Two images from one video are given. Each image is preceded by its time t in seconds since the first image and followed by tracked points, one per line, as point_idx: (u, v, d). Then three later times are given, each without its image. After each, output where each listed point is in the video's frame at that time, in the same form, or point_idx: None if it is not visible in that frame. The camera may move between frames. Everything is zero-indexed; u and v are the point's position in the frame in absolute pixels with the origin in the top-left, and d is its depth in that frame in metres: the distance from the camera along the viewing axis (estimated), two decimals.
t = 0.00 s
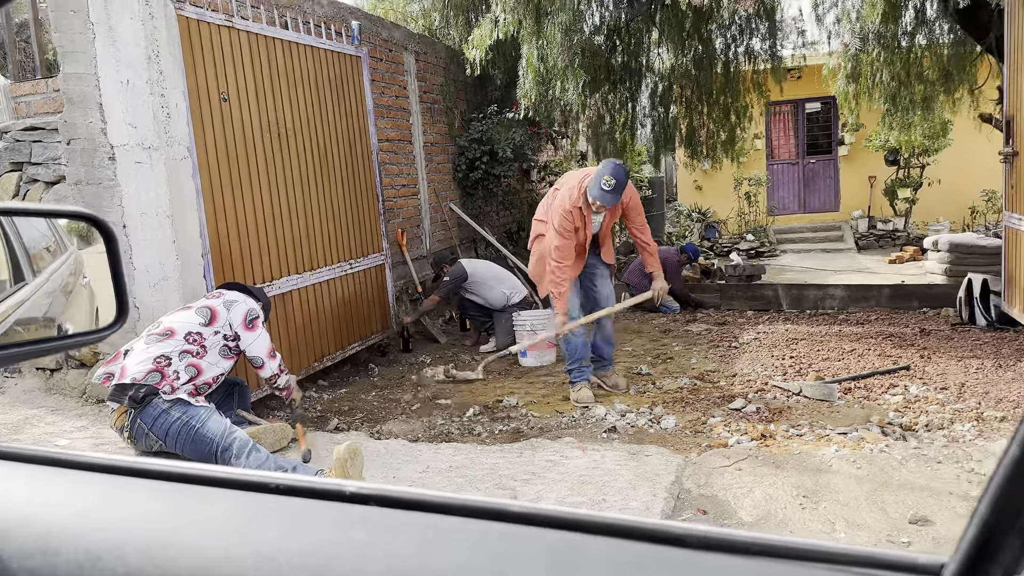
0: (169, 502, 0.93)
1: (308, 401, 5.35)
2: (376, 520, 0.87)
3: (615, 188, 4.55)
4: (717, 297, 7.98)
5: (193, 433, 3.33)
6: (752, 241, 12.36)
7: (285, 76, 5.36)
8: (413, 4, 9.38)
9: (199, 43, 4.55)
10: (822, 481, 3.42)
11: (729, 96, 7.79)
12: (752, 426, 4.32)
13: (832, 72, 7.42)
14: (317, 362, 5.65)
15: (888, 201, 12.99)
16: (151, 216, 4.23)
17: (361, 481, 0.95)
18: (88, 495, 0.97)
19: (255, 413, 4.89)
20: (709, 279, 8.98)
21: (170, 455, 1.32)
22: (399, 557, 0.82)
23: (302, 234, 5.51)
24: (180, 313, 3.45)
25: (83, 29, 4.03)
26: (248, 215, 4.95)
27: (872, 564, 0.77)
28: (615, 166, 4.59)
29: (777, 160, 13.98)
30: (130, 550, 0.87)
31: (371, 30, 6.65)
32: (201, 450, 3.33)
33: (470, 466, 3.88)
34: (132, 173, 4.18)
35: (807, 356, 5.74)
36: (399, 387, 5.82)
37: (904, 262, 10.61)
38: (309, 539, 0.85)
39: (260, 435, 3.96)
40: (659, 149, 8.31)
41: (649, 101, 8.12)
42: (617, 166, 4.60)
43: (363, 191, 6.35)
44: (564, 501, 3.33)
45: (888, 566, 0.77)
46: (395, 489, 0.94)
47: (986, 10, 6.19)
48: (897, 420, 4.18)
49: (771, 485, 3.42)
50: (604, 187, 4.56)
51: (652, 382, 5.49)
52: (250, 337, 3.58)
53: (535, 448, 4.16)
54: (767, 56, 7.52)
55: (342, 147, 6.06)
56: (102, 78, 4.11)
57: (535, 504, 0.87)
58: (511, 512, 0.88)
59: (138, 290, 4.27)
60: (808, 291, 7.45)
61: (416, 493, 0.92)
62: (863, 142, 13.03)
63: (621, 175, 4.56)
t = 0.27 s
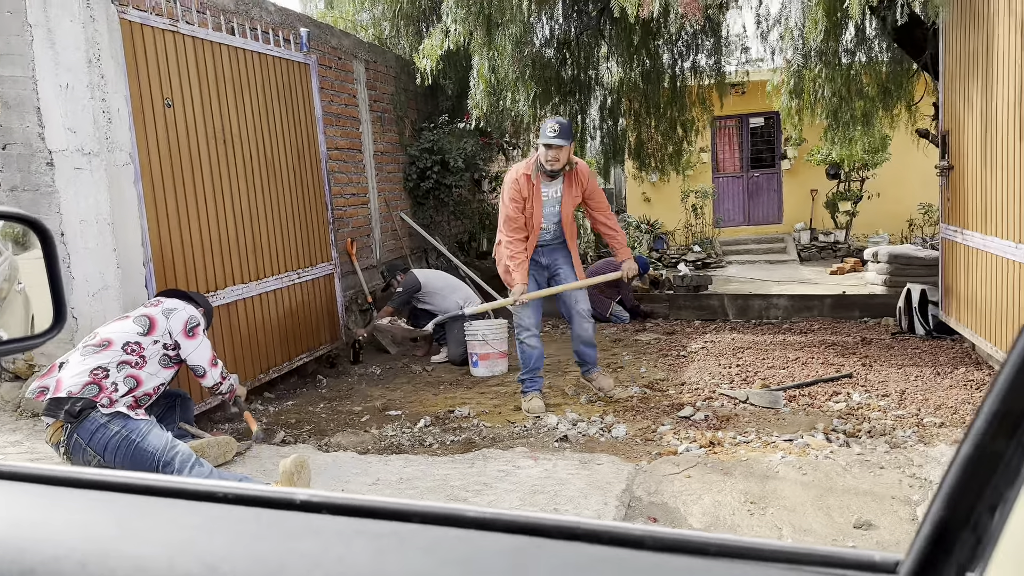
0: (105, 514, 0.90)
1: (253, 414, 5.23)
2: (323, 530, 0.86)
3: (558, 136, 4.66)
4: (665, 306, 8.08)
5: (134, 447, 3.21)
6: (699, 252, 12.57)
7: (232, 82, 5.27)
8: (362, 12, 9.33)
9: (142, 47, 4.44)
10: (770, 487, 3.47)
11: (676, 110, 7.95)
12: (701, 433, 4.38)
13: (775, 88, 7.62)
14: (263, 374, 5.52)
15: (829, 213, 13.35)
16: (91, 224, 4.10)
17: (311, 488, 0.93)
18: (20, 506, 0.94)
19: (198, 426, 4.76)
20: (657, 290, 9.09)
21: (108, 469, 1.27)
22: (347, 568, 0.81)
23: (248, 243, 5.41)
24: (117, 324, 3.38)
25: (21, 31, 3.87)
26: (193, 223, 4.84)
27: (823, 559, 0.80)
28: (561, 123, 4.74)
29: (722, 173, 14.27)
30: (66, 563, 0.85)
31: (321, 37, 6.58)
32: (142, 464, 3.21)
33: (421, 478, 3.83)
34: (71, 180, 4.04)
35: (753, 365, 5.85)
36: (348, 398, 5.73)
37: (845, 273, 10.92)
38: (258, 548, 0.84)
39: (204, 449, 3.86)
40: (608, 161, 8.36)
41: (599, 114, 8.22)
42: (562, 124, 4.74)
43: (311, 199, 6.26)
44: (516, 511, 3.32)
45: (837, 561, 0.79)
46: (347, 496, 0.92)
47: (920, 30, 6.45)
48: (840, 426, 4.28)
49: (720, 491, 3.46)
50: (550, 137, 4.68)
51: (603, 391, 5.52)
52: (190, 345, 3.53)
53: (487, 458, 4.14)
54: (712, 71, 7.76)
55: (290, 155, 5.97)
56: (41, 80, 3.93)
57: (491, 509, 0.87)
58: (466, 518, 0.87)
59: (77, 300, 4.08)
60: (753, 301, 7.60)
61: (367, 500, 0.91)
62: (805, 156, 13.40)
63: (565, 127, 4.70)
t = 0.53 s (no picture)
0: (45, 553, 0.91)
1: (198, 428, 5.09)
2: (263, 550, 0.90)
3: (527, 117, 4.75)
4: (617, 315, 8.14)
5: (73, 464, 3.10)
6: (649, 261, 12.71)
7: (177, 89, 5.16)
8: (312, 20, 9.24)
9: (83, 52, 4.32)
10: (719, 493, 3.52)
11: (625, 122, 8.07)
12: (651, 441, 4.42)
13: (721, 100, 7.79)
14: (208, 387, 5.38)
15: (775, 223, 13.64)
16: (28, 234, 3.91)
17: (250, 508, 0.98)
18: None
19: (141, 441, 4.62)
20: (609, 298, 9.16)
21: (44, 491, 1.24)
22: None
23: (193, 252, 5.29)
24: (59, 336, 3.25)
25: None
26: (136, 232, 4.72)
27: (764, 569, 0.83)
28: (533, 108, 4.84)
29: (672, 183, 14.48)
30: None
31: (269, 44, 6.50)
32: (82, 481, 3.11)
33: (372, 490, 3.78)
34: (7, 188, 3.82)
35: (702, 372, 5.93)
36: (297, 411, 5.63)
37: (791, 282, 11.17)
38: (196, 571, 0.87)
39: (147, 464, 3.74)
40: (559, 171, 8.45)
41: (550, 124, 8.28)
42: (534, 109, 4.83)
43: (258, 207, 6.16)
44: (468, 522, 3.30)
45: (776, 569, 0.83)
46: (282, 514, 0.97)
47: (861, 45, 6.65)
48: (786, 432, 4.36)
49: (670, 498, 3.50)
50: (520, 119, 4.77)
51: (555, 400, 5.53)
52: (135, 359, 3.43)
53: (439, 469, 4.12)
54: (660, 84, 7.89)
55: (237, 163, 5.87)
56: None
57: (437, 527, 0.91)
58: (412, 535, 0.91)
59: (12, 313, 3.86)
60: (702, 309, 7.71)
61: (303, 518, 0.96)
62: (751, 167, 13.69)
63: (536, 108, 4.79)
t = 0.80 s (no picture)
0: None
1: (153, 438, 4.98)
2: (209, 562, 0.92)
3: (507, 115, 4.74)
4: (579, 320, 8.17)
5: (22, 477, 3.02)
6: (611, 266, 12.78)
7: (130, 91, 5.04)
8: (270, 23, 9.13)
9: (32, 53, 4.20)
10: (679, 496, 3.54)
11: (586, 128, 8.11)
12: (613, 444, 4.43)
13: (681, 107, 7.87)
14: (164, 397, 5.27)
15: (734, 229, 13.82)
16: None
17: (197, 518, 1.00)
18: None
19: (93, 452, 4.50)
20: (571, 303, 9.19)
21: None
22: None
23: (147, 258, 5.17)
24: (4, 345, 3.14)
25: None
26: (89, 238, 4.61)
27: (702, 569, 0.87)
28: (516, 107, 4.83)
29: (633, 189, 14.59)
30: None
31: (225, 47, 6.39)
32: (33, 493, 3.02)
33: (331, 499, 3.73)
34: None
35: (663, 376, 5.98)
36: (255, 420, 5.54)
37: (749, 286, 11.33)
38: None
39: (99, 475, 3.64)
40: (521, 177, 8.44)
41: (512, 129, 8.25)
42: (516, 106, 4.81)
43: (215, 212, 6.05)
44: (429, 529, 3.28)
45: (715, 570, 0.87)
46: (229, 523, 0.99)
47: (816, 54, 6.79)
48: (745, 434, 4.41)
49: (631, 502, 3.51)
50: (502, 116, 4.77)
51: (518, 405, 5.53)
52: (84, 365, 3.33)
53: (401, 477, 4.08)
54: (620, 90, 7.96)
55: (192, 167, 5.76)
56: None
57: (387, 535, 0.94)
58: (363, 543, 0.94)
59: None
60: (663, 313, 7.78)
61: (250, 528, 0.98)
62: (710, 173, 13.85)
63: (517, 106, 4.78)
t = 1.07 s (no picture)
0: None
1: (127, 444, 4.92)
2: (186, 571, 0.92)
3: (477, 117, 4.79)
4: (557, 322, 8.19)
5: None
6: (589, 269, 12.83)
7: (102, 93, 4.98)
8: (245, 26, 9.07)
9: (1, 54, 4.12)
10: (656, 498, 3.56)
11: (563, 131, 8.16)
12: (591, 447, 4.45)
13: (656, 110, 7.93)
14: (138, 402, 5.21)
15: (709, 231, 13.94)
16: None
17: (174, 527, 1.00)
18: None
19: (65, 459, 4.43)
20: (548, 306, 9.21)
21: None
22: None
23: (120, 263, 5.11)
24: None
25: None
26: (61, 243, 4.54)
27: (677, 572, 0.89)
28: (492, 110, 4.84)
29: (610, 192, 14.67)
30: None
31: (200, 49, 6.34)
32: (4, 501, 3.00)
33: (309, 504, 3.71)
34: None
35: (640, 378, 6.01)
36: (231, 425, 5.49)
37: (725, 288, 11.43)
38: None
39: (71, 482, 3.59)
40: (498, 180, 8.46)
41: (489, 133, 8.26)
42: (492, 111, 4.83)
43: (189, 215, 5.99)
44: (407, 534, 3.27)
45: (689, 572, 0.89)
46: (207, 533, 0.99)
47: (789, 59, 6.87)
48: (721, 436, 4.45)
49: (609, 504, 3.53)
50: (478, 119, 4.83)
51: (496, 409, 5.52)
52: (56, 373, 3.25)
53: (379, 481, 4.06)
54: (597, 94, 8.01)
55: (167, 170, 5.70)
56: None
57: (366, 542, 0.94)
58: (342, 550, 0.95)
59: None
60: (640, 316, 7.82)
61: (227, 537, 0.98)
62: (686, 176, 13.96)
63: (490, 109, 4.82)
